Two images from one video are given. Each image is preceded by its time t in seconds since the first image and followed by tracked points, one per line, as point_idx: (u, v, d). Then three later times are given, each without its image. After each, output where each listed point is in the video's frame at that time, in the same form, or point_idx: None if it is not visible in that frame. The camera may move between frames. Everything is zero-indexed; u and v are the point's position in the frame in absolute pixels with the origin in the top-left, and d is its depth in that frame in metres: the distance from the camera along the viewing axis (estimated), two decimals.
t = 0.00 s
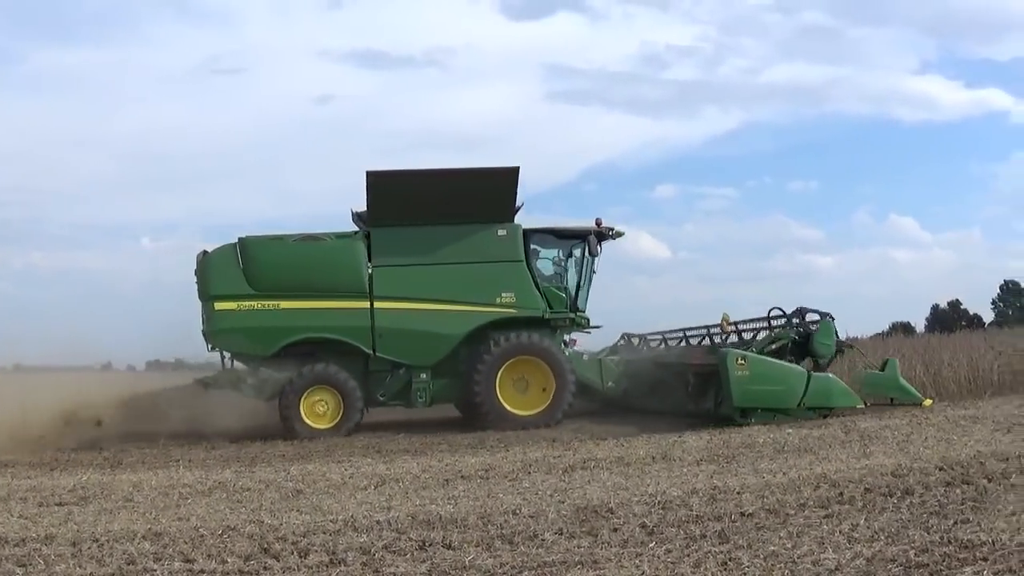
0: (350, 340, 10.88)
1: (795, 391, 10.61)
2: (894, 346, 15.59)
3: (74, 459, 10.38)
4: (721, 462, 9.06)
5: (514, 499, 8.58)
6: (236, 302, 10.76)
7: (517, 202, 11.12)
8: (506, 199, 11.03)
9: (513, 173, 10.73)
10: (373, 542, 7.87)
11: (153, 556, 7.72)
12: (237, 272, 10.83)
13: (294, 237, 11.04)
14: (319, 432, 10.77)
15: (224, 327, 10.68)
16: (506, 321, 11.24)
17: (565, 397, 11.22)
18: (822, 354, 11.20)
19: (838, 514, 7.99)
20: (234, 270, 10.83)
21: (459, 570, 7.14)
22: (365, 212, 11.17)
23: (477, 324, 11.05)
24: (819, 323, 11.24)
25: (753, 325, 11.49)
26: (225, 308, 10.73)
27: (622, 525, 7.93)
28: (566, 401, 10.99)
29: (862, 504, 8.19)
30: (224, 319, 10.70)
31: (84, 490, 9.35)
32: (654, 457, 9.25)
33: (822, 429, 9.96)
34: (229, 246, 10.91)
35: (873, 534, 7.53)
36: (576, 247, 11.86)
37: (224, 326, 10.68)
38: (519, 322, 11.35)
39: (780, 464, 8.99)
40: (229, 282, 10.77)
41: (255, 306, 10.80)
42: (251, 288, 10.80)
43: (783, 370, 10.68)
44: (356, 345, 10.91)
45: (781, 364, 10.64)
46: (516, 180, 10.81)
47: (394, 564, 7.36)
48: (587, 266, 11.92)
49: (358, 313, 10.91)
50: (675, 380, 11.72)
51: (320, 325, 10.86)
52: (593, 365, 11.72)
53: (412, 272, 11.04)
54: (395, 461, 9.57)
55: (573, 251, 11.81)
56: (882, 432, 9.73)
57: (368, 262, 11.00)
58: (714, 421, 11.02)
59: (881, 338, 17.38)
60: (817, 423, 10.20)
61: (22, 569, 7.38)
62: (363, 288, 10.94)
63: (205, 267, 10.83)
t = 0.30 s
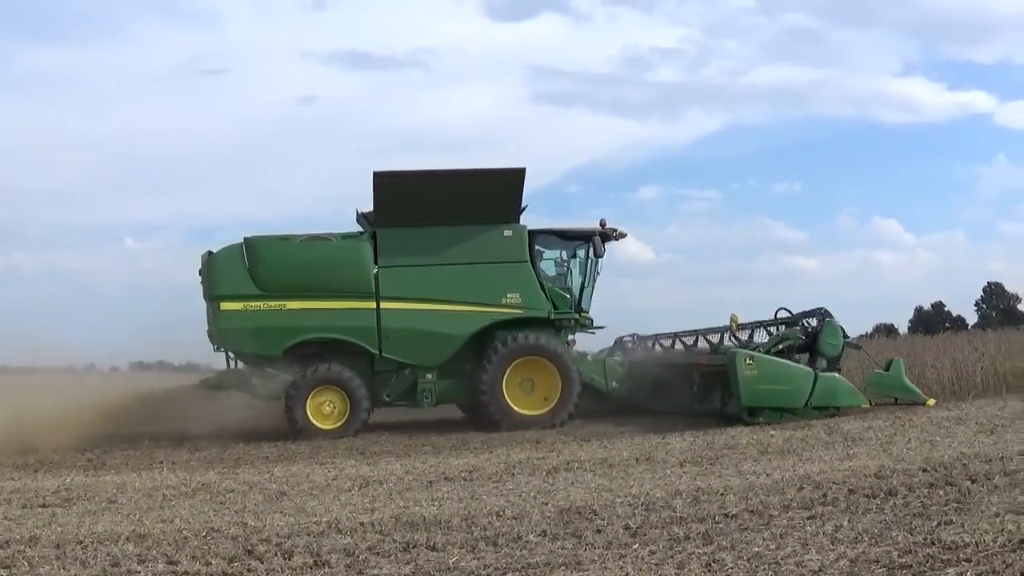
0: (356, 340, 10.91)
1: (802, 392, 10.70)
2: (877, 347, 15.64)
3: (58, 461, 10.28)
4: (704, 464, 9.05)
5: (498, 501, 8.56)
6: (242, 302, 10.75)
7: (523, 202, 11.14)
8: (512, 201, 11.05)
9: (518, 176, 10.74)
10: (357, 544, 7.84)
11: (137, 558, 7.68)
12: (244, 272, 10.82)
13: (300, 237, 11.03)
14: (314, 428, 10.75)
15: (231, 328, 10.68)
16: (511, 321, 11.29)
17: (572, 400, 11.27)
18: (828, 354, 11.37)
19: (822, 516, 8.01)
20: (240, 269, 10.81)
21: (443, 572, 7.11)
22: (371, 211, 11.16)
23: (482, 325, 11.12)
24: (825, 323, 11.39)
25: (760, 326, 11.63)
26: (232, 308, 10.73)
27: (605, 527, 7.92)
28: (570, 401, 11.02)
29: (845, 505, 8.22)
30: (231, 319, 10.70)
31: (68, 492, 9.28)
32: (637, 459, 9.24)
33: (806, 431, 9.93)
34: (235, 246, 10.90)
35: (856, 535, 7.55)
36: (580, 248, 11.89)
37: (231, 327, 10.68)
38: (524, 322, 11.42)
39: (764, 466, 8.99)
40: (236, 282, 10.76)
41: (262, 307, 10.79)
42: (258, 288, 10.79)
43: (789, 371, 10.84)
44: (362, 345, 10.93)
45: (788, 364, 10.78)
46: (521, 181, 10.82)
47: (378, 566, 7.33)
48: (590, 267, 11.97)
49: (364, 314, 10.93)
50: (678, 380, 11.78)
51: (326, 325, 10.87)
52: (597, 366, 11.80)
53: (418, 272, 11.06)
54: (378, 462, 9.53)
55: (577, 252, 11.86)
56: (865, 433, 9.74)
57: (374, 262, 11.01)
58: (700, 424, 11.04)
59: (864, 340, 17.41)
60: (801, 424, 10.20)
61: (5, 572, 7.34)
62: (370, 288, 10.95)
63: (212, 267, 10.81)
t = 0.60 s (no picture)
0: (369, 340, 11.11)
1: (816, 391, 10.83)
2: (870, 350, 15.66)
3: (49, 459, 10.23)
4: (694, 465, 9.05)
5: (488, 502, 8.56)
6: (256, 302, 10.95)
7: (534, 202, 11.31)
8: (524, 201, 11.22)
9: (529, 176, 10.89)
10: (347, 545, 7.83)
11: (128, 558, 7.66)
12: (258, 272, 11.01)
13: (313, 237, 11.23)
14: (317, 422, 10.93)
15: (245, 327, 10.89)
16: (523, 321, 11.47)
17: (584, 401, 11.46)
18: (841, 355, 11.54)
19: (812, 518, 8.03)
20: (253, 269, 11.02)
21: (432, 573, 7.10)
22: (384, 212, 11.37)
23: (494, 325, 11.28)
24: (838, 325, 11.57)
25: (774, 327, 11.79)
26: (246, 307, 10.93)
27: (596, 529, 7.93)
28: (583, 406, 11.17)
29: (836, 507, 8.24)
30: (245, 319, 10.90)
31: (58, 491, 9.24)
32: (628, 461, 9.22)
33: (796, 433, 9.92)
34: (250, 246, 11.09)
35: (847, 538, 7.57)
36: (590, 249, 12.07)
37: (243, 326, 10.88)
38: (535, 321, 11.60)
39: (754, 468, 9.00)
40: (249, 282, 10.96)
41: (275, 306, 10.98)
42: (272, 288, 10.99)
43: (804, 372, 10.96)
44: (375, 345, 11.13)
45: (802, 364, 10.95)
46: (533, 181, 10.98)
47: (368, 567, 7.32)
48: (601, 267, 12.13)
49: (376, 313, 11.13)
50: (689, 379, 11.96)
51: (339, 325, 11.05)
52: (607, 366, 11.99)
53: (430, 273, 11.26)
54: (369, 463, 9.51)
55: (587, 253, 12.03)
56: (855, 436, 9.74)
57: (387, 262, 11.21)
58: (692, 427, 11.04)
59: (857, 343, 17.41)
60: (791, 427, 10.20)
61: None
62: (381, 288, 11.14)
63: (226, 267, 11.01)
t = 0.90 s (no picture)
0: (381, 339, 11.25)
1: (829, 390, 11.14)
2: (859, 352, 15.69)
3: (38, 459, 10.17)
4: (683, 466, 9.06)
5: (477, 503, 8.56)
6: (268, 301, 11.07)
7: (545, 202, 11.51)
8: (535, 201, 11.42)
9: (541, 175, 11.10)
10: (337, 545, 7.81)
11: (117, 559, 7.63)
12: (270, 271, 11.13)
13: (325, 236, 11.36)
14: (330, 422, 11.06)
15: (258, 326, 10.99)
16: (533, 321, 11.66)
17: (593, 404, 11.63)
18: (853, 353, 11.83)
19: (801, 518, 8.04)
20: (266, 269, 11.13)
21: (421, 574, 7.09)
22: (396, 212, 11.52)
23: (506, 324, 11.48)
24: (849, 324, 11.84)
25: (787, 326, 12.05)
26: (259, 306, 11.03)
27: (585, 529, 7.93)
28: (594, 407, 11.32)
29: (825, 508, 8.26)
30: (258, 317, 11.00)
31: (46, 492, 9.19)
32: (617, 461, 9.21)
33: (785, 433, 9.92)
34: (261, 245, 11.21)
35: (837, 538, 7.59)
36: (600, 249, 12.29)
37: (256, 325, 10.99)
38: (545, 321, 11.80)
39: (743, 468, 9.01)
40: (262, 281, 11.07)
41: (288, 305, 11.10)
42: (284, 287, 11.11)
43: (818, 371, 11.31)
44: (388, 344, 11.28)
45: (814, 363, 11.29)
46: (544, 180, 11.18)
47: (358, 568, 7.30)
48: (611, 267, 12.32)
49: (388, 313, 11.29)
50: (701, 379, 12.28)
51: (352, 324, 11.19)
52: (617, 364, 12.23)
53: (442, 273, 11.43)
54: (357, 463, 9.49)
55: (597, 253, 12.25)
56: (844, 436, 9.75)
57: (398, 262, 11.36)
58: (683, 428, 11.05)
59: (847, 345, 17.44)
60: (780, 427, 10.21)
61: None
62: (393, 288, 11.29)
63: (238, 267, 11.12)
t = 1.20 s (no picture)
0: (386, 339, 11.35)
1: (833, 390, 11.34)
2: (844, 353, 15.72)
3: (20, 460, 10.16)
4: (665, 466, 9.06)
5: (459, 504, 8.57)
6: (272, 301, 11.09)
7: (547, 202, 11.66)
8: (538, 201, 11.57)
9: (545, 176, 11.25)
10: (319, 546, 7.81)
11: (99, 560, 7.63)
12: (273, 271, 11.15)
13: (328, 236, 11.37)
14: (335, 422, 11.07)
15: (262, 326, 11.01)
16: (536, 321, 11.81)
17: (592, 405, 11.83)
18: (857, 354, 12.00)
19: (782, 519, 8.06)
20: (270, 269, 11.14)
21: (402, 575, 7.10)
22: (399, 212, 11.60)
23: (509, 325, 11.61)
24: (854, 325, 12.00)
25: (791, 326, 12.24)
26: (263, 306, 11.05)
27: (567, 530, 7.94)
28: (594, 407, 11.54)
29: (807, 508, 8.28)
30: (262, 317, 11.03)
31: (28, 493, 9.19)
32: (598, 462, 9.21)
33: (768, 434, 9.91)
34: (264, 245, 11.21)
35: (818, 539, 7.60)
36: (602, 249, 12.44)
37: (260, 325, 11.02)
38: (547, 321, 11.94)
39: (724, 469, 9.01)
40: (266, 281, 11.09)
41: (291, 305, 11.13)
42: (288, 287, 11.14)
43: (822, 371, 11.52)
44: (392, 344, 11.37)
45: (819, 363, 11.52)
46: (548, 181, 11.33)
47: (339, 569, 7.30)
48: (612, 267, 12.46)
49: (392, 313, 11.37)
50: (701, 378, 12.57)
51: (356, 324, 11.26)
52: (618, 363, 12.35)
53: (446, 273, 11.52)
54: (340, 464, 9.49)
55: (599, 253, 12.39)
56: (826, 437, 9.76)
57: (402, 262, 11.43)
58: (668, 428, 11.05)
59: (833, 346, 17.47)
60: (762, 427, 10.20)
61: None
62: (397, 288, 11.37)
63: (241, 266, 11.12)
